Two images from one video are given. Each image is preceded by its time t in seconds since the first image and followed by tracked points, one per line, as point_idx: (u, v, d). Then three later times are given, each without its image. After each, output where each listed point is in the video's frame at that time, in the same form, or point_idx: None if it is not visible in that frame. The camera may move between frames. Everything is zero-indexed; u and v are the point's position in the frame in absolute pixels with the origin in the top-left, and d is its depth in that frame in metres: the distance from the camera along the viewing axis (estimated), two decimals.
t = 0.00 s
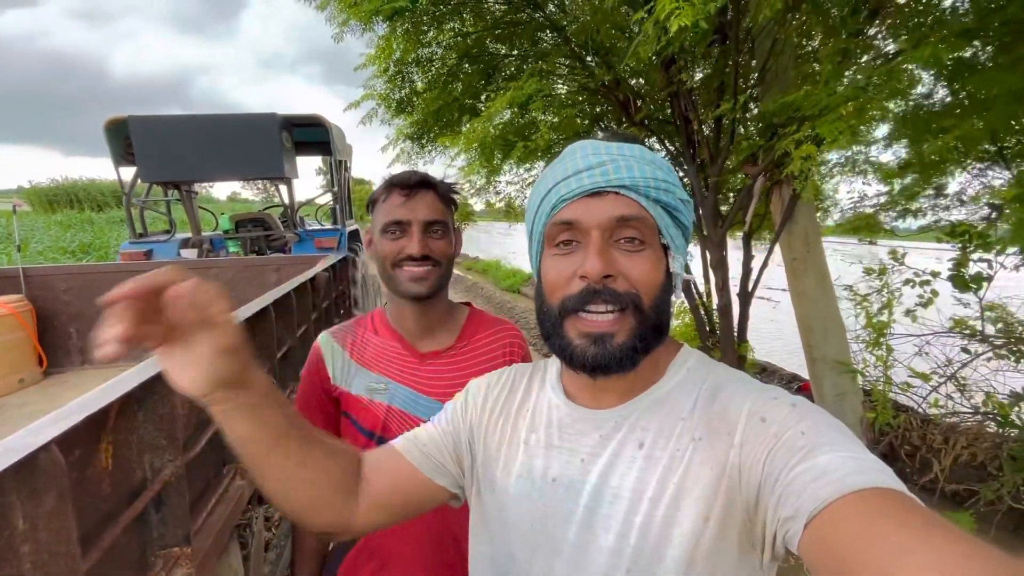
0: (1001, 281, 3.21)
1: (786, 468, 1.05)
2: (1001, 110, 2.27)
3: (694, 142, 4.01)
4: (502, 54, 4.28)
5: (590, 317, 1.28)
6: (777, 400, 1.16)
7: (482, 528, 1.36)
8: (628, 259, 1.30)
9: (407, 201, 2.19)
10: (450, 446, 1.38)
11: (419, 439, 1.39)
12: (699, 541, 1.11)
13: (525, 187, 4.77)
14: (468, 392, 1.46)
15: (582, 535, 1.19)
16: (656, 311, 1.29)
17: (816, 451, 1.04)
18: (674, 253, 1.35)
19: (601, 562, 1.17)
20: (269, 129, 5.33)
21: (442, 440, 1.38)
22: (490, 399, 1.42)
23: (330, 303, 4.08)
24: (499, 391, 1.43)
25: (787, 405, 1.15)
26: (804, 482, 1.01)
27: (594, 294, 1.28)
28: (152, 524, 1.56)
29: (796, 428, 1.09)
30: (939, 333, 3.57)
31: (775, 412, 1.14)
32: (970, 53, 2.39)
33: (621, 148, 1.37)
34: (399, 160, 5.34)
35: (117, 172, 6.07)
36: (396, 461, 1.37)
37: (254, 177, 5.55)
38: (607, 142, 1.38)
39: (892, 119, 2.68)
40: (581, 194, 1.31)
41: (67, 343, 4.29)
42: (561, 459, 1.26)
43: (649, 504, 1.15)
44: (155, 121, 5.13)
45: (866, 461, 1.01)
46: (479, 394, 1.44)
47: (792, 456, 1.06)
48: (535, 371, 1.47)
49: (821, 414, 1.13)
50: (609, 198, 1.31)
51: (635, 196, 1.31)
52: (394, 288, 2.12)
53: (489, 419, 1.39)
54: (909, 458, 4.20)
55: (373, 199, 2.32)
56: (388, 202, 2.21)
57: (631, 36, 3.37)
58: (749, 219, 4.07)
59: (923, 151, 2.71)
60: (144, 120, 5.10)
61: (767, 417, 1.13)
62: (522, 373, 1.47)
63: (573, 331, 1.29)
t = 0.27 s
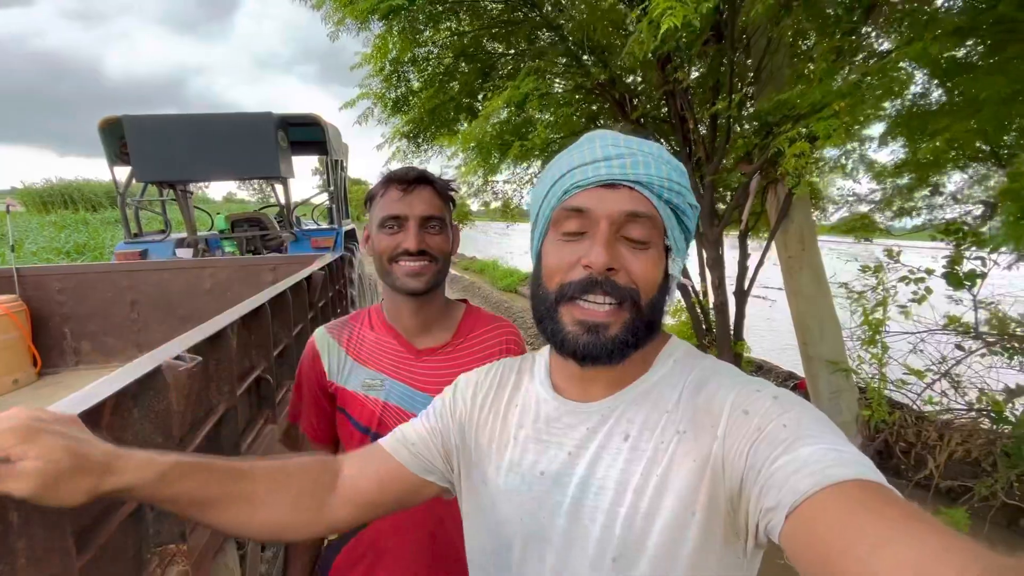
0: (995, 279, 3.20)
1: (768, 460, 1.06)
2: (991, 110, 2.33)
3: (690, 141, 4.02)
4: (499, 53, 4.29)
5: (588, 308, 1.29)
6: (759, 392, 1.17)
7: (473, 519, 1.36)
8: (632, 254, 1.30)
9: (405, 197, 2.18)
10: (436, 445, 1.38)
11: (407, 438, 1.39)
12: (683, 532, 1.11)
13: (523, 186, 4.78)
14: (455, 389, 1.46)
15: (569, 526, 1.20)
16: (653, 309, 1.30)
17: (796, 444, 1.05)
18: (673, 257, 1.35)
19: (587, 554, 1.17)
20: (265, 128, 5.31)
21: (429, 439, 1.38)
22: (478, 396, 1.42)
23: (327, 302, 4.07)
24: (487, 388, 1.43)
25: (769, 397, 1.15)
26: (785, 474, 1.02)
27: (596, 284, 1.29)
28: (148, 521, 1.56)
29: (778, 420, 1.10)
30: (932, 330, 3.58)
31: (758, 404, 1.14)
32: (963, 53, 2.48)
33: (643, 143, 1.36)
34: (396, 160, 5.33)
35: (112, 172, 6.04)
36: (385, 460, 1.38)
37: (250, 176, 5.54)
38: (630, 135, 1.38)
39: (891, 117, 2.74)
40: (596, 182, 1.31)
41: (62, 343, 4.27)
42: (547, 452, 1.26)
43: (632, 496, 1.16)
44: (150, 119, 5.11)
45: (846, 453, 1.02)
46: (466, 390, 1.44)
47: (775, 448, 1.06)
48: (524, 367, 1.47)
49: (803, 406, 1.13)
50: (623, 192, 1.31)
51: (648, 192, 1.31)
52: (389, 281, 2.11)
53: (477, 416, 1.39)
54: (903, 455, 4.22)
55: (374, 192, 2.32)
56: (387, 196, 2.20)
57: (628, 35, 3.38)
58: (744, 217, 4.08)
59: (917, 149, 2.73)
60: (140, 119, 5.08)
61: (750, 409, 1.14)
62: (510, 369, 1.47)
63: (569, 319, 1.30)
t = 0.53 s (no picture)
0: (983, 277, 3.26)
1: (770, 458, 1.07)
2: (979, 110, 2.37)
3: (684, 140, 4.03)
4: (493, 52, 4.28)
5: (582, 317, 1.29)
6: (762, 391, 1.18)
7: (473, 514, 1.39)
8: (628, 260, 1.30)
9: (399, 192, 2.19)
10: (435, 441, 1.39)
11: (407, 435, 1.40)
12: (682, 528, 1.12)
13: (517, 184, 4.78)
14: (455, 385, 1.47)
15: (567, 521, 1.21)
16: (650, 313, 1.30)
17: (800, 443, 1.06)
18: (675, 257, 1.35)
19: (585, 549, 1.18)
20: (258, 127, 5.28)
21: (430, 435, 1.39)
22: (477, 392, 1.42)
23: (321, 300, 4.07)
24: (486, 384, 1.43)
25: (772, 396, 1.16)
26: (789, 472, 1.03)
27: (589, 294, 1.30)
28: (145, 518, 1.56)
29: (781, 419, 1.11)
30: (922, 327, 3.63)
31: (760, 403, 1.15)
32: (951, 53, 2.55)
33: (639, 143, 1.35)
34: (390, 158, 5.32)
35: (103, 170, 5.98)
36: (384, 455, 1.39)
37: (243, 175, 5.50)
38: (627, 134, 1.36)
39: (879, 117, 2.76)
40: (590, 188, 1.31)
41: (54, 343, 4.23)
42: (545, 447, 1.27)
43: (632, 491, 1.17)
44: (140, 118, 5.07)
45: (849, 453, 1.04)
46: (466, 386, 1.45)
47: (777, 446, 1.07)
48: (524, 364, 1.48)
49: (806, 406, 1.15)
50: (618, 197, 1.30)
51: (644, 195, 1.30)
52: (383, 277, 2.12)
53: (477, 411, 1.40)
54: (893, 450, 4.28)
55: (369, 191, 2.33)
56: (382, 192, 2.20)
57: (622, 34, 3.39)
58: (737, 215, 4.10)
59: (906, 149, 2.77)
60: (130, 118, 5.04)
61: (753, 408, 1.15)
62: (511, 366, 1.47)
63: (565, 325, 1.32)
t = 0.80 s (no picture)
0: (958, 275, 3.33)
1: (781, 470, 1.09)
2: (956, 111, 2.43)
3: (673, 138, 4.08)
4: (483, 48, 4.30)
5: (590, 318, 1.33)
6: (774, 402, 1.21)
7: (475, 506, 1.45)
8: (643, 263, 1.33)
9: (391, 196, 2.21)
10: (442, 436, 1.43)
11: (415, 431, 1.44)
12: (683, 536, 1.16)
13: (508, 181, 4.79)
14: (464, 382, 1.50)
15: (566, 519, 1.25)
16: (660, 319, 1.33)
17: (812, 457, 1.08)
18: (692, 262, 1.37)
19: (584, 550, 1.22)
20: (248, 124, 5.25)
21: (437, 431, 1.43)
22: (485, 389, 1.46)
23: (314, 298, 4.08)
24: (494, 382, 1.46)
25: (785, 408, 1.19)
26: (801, 487, 1.05)
27: (600, 295, 1.33)
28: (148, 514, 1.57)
29: (793, 431, 1.13)
30: (902, 322, 3.73)
31: (773, 414, 1.18)
32: (931, 54, 2.59)
33: (665, 146, 1.39)
34: (380, 155, 5.31)
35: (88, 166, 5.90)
36: (389, 449, 1.43)
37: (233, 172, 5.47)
38: (655, 135, 1.39)
39: (858, 114, 2.82)
40: (611, 187, 1.34)
41: (42, 342, 4.18)
42: (546, 445, 1.31)
43: (632, 493, 1.20)
44: (128, 114, 5.01)
45: (862, 468, 1.06)
46: (475, 384, 1.48)
47: (788, 459, 1.10)
48: (533, 362, 1.52)
49: (818, 420, 1.17)
50: (639, 197, 1.34)
51: (664, 199, 1.33)
52: (377, 278, 2.13)
53: (483, 409, 1.43)
54: (875, 442, 4.39)
55: (361, 195, 2.36)
56: (374, 195, 2.23)
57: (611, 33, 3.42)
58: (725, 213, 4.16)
59: (889, 148, 2.82)
60: (117, 114, 4.98)
61: (763, 418, 1.18)
62: (520, 365, 1.51)
63: (572, 325, 1.35)
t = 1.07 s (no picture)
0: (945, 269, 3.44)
1: (779, 472, 1.09)
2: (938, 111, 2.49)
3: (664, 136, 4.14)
4: (475, 46, 4.33)
5: (600, 323, 1.36)
6: (772, 403, 1.21)
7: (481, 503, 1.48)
8: (653, 274, 1.36)
9: (391, 199, 2.24)
10: (444, 432, 1.46)
11: (417, 426, 1.46)
12: (686, 540, 1.17)
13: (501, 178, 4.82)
14: (468, 380, 1.54)
15: (571, 524, 1.28)
16: (667, 333, 1.35)
17: (810, 457, 1.07)
18: (699, 274, 1.42)
19: (590, 555, 1.25)
20: (242, 123, 5.24)
21: (440, 427, 1.46)
22: (490, 387, 1.50)
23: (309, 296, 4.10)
24: (498, 381, 1.51)
25: (782, 408, 1.19)
26: (799, 487, 1.04)
27: (610, 300, 1.35)
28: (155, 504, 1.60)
29: (791, 432, 1.13)
30: (888, 317, 3.79)
31: (770, 415, 1.18)
32: (915, 53, 2.69)
33: (681, 158, 1.41)
34: (374, 152, 5.32)
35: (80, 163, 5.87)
36: (393, 443, 1.46)
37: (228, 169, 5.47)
38: (672, 147, 1.42)
39: (845, 116, 2.83)
40: (625, 195, 1.37)
41: (36, 339, 4.17)
42: (552, 451, 1.34)
43: (636, 499, 1.22)
44: (121, 113, 4.97)
45: (861, 470, 1.05)
46: (479, 381, 1.52)
47: (785, 460, 1.09)
48: (536, 362, 1.57)
49: (817, 420, 1.16)
50: (652, 206, 1.36)
51: (677, 209, 1.36)
52: (378, 278, 2.15)
53: (488, 407, 1.47)
54: (861, 435, 4.48)
55: (358, 191, 2.36)
56: (374, 198, 2.25)
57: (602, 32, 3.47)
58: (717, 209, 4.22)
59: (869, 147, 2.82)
60: (109, 113, 4.94)
61: (761, 419, 1.18)
62: (524, 365, 1.56)
63: (579, 332, 1.39)
